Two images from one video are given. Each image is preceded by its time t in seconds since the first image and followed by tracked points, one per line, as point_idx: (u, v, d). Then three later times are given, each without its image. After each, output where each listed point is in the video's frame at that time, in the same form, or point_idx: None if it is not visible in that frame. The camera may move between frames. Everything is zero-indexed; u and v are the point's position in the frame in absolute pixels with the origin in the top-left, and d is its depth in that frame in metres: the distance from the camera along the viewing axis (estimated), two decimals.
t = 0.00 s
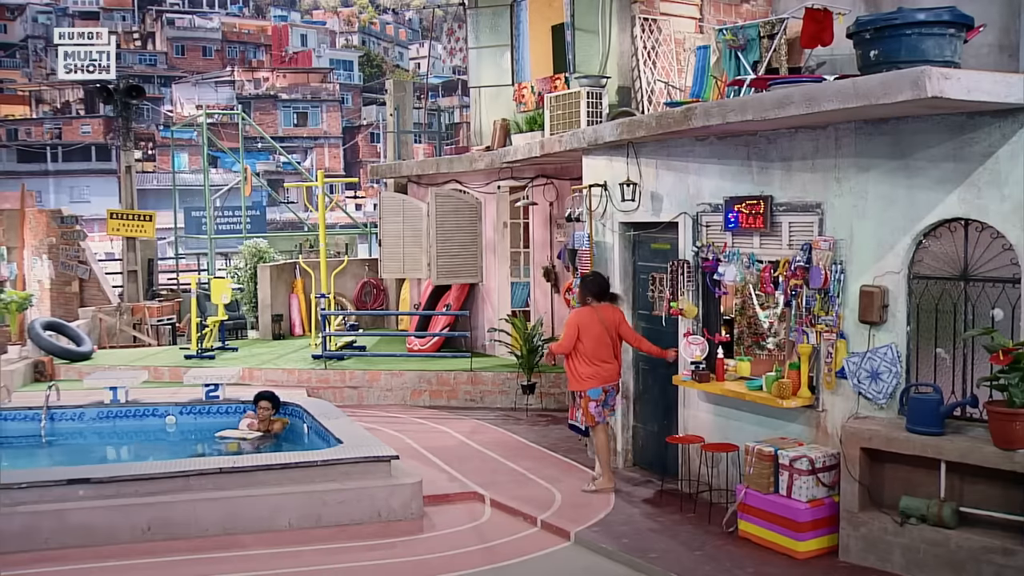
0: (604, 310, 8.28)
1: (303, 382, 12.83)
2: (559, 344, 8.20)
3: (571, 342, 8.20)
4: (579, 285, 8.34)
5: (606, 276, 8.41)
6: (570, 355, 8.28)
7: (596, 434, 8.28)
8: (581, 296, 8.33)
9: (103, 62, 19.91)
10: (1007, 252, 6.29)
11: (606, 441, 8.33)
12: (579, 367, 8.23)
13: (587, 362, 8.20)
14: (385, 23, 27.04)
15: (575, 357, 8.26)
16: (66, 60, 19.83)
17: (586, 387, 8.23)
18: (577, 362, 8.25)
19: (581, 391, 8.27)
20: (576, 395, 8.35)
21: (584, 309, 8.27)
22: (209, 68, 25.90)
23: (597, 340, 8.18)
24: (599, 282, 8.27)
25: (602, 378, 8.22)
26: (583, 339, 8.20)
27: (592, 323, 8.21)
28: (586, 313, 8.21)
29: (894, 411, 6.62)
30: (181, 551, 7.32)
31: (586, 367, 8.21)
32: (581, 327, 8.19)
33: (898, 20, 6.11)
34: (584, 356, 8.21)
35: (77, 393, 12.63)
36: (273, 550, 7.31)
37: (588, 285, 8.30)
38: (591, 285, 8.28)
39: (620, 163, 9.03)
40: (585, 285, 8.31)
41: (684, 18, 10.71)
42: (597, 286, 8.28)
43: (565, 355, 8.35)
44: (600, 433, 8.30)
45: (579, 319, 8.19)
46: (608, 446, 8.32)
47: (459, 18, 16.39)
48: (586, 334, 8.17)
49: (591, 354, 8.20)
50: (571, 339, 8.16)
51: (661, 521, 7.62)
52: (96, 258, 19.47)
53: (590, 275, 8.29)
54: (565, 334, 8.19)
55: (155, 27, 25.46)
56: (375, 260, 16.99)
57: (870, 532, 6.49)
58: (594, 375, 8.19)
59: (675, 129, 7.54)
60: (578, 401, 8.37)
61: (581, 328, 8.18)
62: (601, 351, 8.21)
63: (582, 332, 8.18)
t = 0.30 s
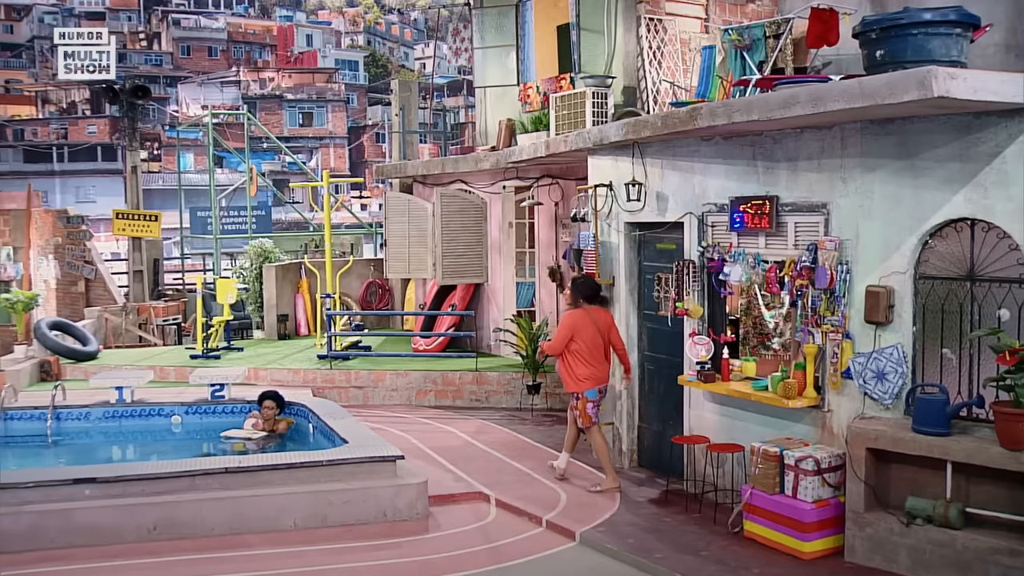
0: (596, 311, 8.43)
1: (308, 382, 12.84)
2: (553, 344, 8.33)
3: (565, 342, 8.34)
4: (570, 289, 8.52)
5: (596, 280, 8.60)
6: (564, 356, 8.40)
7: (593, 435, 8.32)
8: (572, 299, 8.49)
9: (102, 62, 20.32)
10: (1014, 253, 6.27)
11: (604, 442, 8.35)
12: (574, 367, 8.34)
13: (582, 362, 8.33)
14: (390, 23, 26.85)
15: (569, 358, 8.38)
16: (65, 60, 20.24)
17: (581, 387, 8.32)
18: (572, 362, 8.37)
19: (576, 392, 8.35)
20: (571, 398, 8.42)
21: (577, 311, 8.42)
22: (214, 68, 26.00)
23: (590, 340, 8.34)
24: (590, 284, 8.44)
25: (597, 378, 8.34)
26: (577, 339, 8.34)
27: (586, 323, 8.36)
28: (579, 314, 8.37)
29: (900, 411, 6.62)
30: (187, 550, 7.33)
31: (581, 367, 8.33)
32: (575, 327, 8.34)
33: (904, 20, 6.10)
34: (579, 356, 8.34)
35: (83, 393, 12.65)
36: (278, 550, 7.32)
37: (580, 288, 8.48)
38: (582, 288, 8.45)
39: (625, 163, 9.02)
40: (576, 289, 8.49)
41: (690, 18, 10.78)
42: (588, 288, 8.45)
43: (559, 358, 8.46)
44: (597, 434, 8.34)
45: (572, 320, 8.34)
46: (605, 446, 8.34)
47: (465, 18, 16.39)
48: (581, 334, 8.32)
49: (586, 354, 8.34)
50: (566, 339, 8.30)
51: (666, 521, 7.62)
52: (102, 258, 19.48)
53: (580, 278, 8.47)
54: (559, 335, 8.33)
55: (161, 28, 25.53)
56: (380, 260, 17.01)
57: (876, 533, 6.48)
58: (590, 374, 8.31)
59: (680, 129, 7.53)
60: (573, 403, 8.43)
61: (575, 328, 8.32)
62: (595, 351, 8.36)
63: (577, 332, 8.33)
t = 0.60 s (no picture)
0: (587, 309, 8.41)
1: (322, 382, 12.87)
2: (546, 343, 8.32)
3: (557, 341, 8.34)
4: (560, 286, 8.42)
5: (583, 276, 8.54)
6: (555, 354, 8.41)
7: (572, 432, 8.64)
8: (561, 298, 8.42)
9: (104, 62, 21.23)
10: None
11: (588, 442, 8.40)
12: (563, 366, 8.39)
13: (573, 360, 8.38)
14: (404, 23, 26.73)
15: (559, 356, 8.41)
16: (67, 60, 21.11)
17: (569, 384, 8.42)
18: (561, 360, 8.41)
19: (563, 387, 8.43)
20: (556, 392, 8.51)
21: (568, 310, 8.39)
22: (228, 69, 26.11)
23: (581, 339, 8.37)
24: (581, 283, 8.36)
25: (585, 376, 8.42)
26: (569, 338, 8.36)
27: (578, 323, 8.36)
28: (570, 314, 8.33)
29: (915, 413, 6.59)
30: (201, 549, 7.37)
31: (571, 365, 8.38)
32: (567, 327, 8.33)
33: (920, 19, 6.07)
34: (569, 355, 8.38)
35: (98, 392, 12.72)
36: (292, 549, 7.34)
37: (572, 287, 8.39)
38: (572, 287, 8.37)
39: (639, 163, 9.01)
40: (567, 286, 8.40)
41: (703, 18, 10.83)
42: (578, 286, 8.38)
43: (548, 354, 8.46)
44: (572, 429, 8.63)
45: (564, 320, 8.32)
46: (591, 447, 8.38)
47: (478, 18, 16.37)
48: (573, 333, 8.34)
49: (577, 353, 8.37)
50: (559, 338, 8.31)
51: (680, 522, 7.61)
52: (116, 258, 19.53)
53: (571, 276, 8.36)
54: (553, 334, 8.32)
55: (175, 28, 25.68)
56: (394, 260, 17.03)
57: (891, 534, 6.45)
58: (579, 373, 8.37)
59: (694, 129, 7.51)
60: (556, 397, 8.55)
61: (569, 327, 8.32)
62: (584, 350, 8.41)
63: (569, 331, 8.33)
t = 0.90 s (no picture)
0: (582, 305, 8.80)
1: (340, 382, 12.90)
2: (550, 337, 8.62)
3: (558, 336, 8.67)
4: (553, 282, 8.77)
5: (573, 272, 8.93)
6: (551, 349, 8.72)
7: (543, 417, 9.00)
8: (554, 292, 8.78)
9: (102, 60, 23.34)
10: None
11: (547, 424, 9.10)
12: (559, 360, 8.73)
13: (568, 355, 8.75)
14: (422, 23, 26.71)
15: (554, 351, 8.75)
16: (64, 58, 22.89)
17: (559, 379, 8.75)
18: (557, 355, 8.74)
19: (553, 381, 8.76)
20: (543, 385, 8.81)
21: (565, 305, 8.75)
22: (247, 69, 26.17)
23: (577, 335, 8.78)
24: (572, 280, 8.78)
25: (578, 372, 8.79)
26: (567, 334, 8.73)
27: (574, 320, 8.76)
28: (567, 309, 8.71)
29: (936, 414, 6.54)
30: (221, 548, 7.40)
31: (565, 360, 8.74)
32: (566, 323, 8.71)
33: (941, 17, 6.04)
34: (564, 350, 8.74)
35: (118, 391, 12.83)
36: (311, 549, 7.37)
37: (563, 284, 8.78)
38: (565, 282, 8.76)
39: (657, 163, 8.99)
40: (559, 283, 8.76)
41: (723, 18, 10.80)
42: (571, 283, 8.79)
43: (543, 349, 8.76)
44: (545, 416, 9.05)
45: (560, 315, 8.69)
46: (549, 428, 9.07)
47: (496, 18, 16.39)
48: (571, 330, 8.73)
49: (572, 350, 8.76)
50: (561, 333, 8.65)
51: (699, 523, 7.59)
52: (135, 258, 20.19)
53: (564, 273, 8.75)
54: (555, 329, 8.65)
55: (194, 29, 25.85)
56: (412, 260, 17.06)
57: (911, 536, 6.42)
58: (575, 368, 8.76)
59: (713, 129, 7.49)
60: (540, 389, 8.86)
61: (568, 323, 8.70)
62: (578, 347, 8.81)
63: (568, 327, 8.71)
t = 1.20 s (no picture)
0: (569, 307, 8.94)
1: (361, 381, 12.94)
2: (538, 340, 8.69)
3: (546, 338, 8.74)
4: (543, 284, 8.83)
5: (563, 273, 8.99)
6: (540, 351, 8.80)
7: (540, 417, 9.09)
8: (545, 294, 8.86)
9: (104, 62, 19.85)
10: None
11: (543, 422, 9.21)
12: (547, 362, 8.82)
13: (556, 356, 8.82)
14: (443, 23, 26.77)
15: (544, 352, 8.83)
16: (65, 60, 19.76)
17: (549, 379, 8.85)
18: (546, 357, 8.83)
19: (543, 380, 8.86)
20: (534, 385, 8.92)
21: (553, 307, 8.86)
22: (269, 70, 26.40)
23: (565, 336, 8.85)
24: (562, 282, 8.83)
25: (567, 373, 8.88)
26: (555, 336, 8.80)
27: (561, 321, 8.86)
28: (553, 311, 8.81)
29: (960, 416, 6.47)
30: (242, 546, 7.44)
31: (554, 362, 8.82)
32: (553, 324, 8.80)
33: (966, 16, 5.99)
34: (553, 352, 8.81)
35: (141, 390, 12.93)
36: (331, 548, 7.39)
37: (552, 287, 8.86)
38: (556, 284, 8.81)
39: (679, 163, 8.97)
40: (548, 285, 8.83)
41: (745, 17, 10.82)
42: (560, 285, 8.85)
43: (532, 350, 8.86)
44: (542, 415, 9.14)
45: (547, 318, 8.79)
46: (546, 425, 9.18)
47: (517, 18, 16.34)
48: (558, 331, 8.81)
49: (560, 351, 8.82)
50: (548, 336, 8.72)
51: (720, 524, 7.57)
52: (157, 257, 20.37)
53: (554, 276, 8.79)
54: (542, 331, 8.72)
55: (217, 30, 26.02)
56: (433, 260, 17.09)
57: (935, 538, 6.38)
58: (564, 369, 8.83)
59: (735, 129, 7.46)
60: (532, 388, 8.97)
61: (555, 325, 8.79)
62: (567, 348, 8.88)
63: (556, 329, 8.80)
